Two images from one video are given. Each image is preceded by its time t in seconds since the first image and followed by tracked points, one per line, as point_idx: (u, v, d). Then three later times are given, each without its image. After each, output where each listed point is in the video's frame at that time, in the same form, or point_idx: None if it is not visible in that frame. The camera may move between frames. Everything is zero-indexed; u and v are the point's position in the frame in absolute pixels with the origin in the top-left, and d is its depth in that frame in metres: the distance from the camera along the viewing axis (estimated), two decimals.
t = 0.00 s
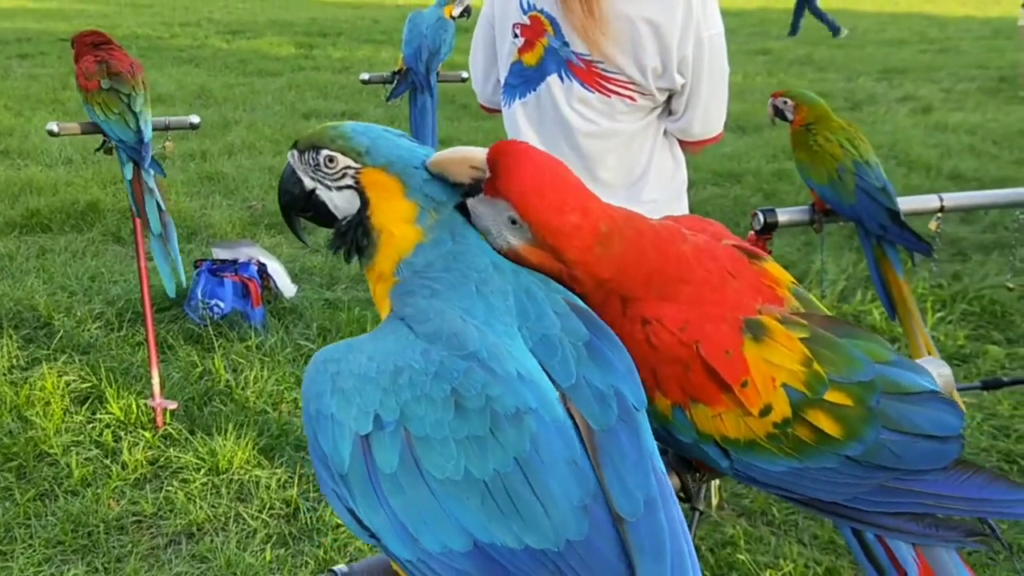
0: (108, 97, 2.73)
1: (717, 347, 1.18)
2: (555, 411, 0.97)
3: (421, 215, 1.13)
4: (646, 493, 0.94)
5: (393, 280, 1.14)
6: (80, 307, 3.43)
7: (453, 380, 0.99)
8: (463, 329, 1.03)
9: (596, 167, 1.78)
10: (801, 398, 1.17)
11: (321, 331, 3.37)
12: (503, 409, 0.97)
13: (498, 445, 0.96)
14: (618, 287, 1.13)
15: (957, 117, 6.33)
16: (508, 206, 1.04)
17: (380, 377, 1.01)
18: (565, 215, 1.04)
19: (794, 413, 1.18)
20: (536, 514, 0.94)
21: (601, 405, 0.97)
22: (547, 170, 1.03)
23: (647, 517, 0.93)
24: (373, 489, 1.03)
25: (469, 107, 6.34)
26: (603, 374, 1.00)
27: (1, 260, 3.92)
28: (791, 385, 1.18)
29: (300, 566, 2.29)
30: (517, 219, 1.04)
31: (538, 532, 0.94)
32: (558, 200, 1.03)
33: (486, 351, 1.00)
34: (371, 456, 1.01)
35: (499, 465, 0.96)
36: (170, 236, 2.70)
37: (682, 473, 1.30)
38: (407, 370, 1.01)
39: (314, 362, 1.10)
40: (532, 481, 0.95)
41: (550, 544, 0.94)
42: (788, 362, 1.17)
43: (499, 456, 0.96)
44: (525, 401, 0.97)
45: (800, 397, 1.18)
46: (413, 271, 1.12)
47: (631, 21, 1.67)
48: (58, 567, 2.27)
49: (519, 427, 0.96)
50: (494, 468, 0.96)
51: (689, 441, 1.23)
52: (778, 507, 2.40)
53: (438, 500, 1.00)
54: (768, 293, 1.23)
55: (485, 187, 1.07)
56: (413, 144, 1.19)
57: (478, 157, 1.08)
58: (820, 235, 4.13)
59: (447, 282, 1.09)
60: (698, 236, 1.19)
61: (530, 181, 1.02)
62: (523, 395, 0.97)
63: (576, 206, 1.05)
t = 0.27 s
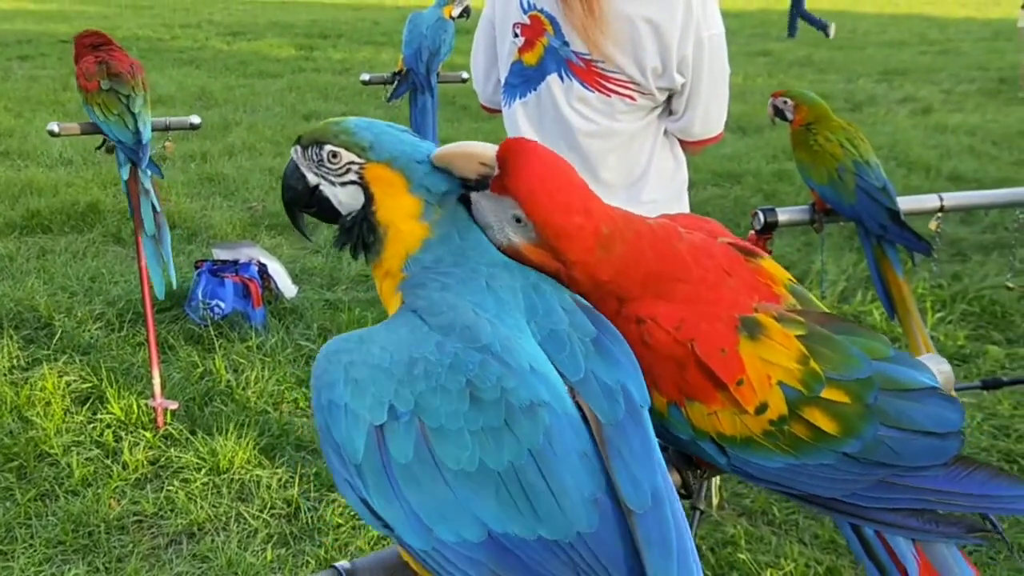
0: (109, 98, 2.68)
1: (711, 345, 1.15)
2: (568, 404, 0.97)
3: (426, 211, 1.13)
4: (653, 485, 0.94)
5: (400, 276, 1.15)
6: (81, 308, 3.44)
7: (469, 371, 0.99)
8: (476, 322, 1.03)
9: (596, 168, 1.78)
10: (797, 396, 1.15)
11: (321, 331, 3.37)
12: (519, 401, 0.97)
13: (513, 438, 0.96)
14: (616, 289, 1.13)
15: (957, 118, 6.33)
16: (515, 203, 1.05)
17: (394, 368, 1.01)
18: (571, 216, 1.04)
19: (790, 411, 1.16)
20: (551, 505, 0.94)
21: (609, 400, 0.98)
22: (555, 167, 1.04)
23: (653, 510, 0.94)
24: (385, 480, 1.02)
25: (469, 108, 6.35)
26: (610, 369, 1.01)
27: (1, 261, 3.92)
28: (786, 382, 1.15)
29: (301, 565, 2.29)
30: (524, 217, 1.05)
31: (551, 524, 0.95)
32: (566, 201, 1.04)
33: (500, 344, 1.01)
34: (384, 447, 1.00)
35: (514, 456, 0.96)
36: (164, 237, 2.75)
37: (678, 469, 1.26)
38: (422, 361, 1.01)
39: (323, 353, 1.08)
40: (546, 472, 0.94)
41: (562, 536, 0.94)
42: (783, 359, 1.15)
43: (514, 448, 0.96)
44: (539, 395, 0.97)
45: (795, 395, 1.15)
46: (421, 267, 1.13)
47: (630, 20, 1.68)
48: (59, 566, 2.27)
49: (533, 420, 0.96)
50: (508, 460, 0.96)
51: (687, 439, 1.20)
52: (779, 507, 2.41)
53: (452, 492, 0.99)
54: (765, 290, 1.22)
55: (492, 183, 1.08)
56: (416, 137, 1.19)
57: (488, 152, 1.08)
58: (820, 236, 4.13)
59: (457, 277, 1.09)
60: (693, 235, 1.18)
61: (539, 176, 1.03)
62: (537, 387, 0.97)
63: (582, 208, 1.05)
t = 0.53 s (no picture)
0: (112, 98, 2.70)
1: (726, 345, 1.15)
2: (590, 396, 0.95)
3: (445, 207, 1.12)
4: (667, 480, 0.92)
5: (417, 272, 1.14)
6: (85, 308, 3.44)
7: (495, 358, 0.98)
8: (501, 311, 1.01)
9: (605, 166, 1.79)
10: (811, 395, 1.14)
11: (326, 331, 3.37)
12: (543, 389, 0.94)
13: (535, 426, 0.94)
14: (631, 289, 1.11)
15: (959, 118, 6.33)
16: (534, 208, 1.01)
17: (420, 351, 1.00)
18: (588, 220, 1.01)
19: (803, 410, 1.14)
20: (571, 494, 0.91)
21: (628, 394, 0.96)
22: (573, 172, 1.00)
23: (668, 506, 0.91)
24: (408, 463, 1.00)
25: (471, 109, 6.35)
26: (629, 365, 0.99)
27: (5, 261, 3.93)
28: (800, 382, 1.14)
29: (307, 565, 2.30)
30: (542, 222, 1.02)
31: (571, 514, 0.92)
32: (583, 206, 1.01)
33: (525, 333, 0.99)
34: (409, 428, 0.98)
35: (535, 444, 0.93)
36: (164, 239, 2.69)
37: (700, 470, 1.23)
38: (448, 346, 1.00)
39: (347, 332, 1.07)
40: (567, 461, 0.92)
41: (580, 526, 0.92)
42: (796, 359, 1.14)
43: (536, 434, 0.93)
44: (562, 385, 0.95)
45: (809, 394, 1.14)
46: (438, 264, 1.12)
47: (636, 19, 1.68)
48: (66, 566, 2.28)
49: (556, 409, 0.93)
50: (530, 447, 0.94)
51: (702, 437, 1.19)
52: (785, 506, 2.41)
53: (476, 478, 0.96)
54: (778, 290, 1.20)
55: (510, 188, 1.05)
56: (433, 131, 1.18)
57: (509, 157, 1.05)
58: (823, 236, 4.14)
59: (479, 269, 1.08)
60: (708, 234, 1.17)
61: (556, 183, 0.99)
62: (560, 376, 0.95)
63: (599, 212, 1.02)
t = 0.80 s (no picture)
0: (116, 99, 2.69)
1: (746, 345, 1.15)
2: (592, 404, 0.96)
3: (459, 212, 1.10)
4: (666, 492, 0.93)
5: (430, 276, 1.12)
6: (89, 309, 3.44)
7: (498, 364, 0.98)
8: (505, 316, 1.01)
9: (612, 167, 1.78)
10: (831, 394, 1.15)
11: (330, 331, 3.37)
12: (545, 398, 0.95)
13: (536, 435, 0.95)
14: (650, 286, 1.13)
15: (962, 118, 6.33)
16: (547, 208, 1.03)
17: (423, 355, 1.00)
18: (603, 217, 1.04)
19: (825, 409, 1.15)
20: (570, 505, 0.93)
21: (631, 404, 0.96)
22: (586, 172, 1.03)
23: (666, 517, 0.92)
24: (411, 464, 1.01)
25: (474, 109, 6.35)
26: (633, 373, 0.99)
27: (10, 262, 3.93)
28: (821, 381, 1.15)
29: (313, 565, 2.29)
30: (557, 222, 1.03)
31: (571, 524, 0.94)
32: (597, 205, 1.03)
33: (529, 339, 0.99)
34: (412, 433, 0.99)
35: (536, 453, 0.95)
36: (171, 238, 2.71)
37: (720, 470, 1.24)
38: (452, 351, 0.99)
39: (352, 332, 1.07)
40: (567, 471, 0.93)
41: (580, 536, 0.93)
42: (817, 358, 1.14)
43: (538, 443, 0.95)
44: (565, 394, 0.95)
45: (830, 394, 1.15)
46: (449, 269, 1.10)
47: (642, 20, 1.68)
48: (72, 566, 2.28)
49: (558, 418, 0.94)
50: (531, 457, 0.95)
51: (721, 437, 1.20)
52: (790, 506, 2.40)
53: (480, 481, 0.98)
54: (796, 288, 1.20)
55: (525, 189, 1.04)
56: (446, 134, 1.15)
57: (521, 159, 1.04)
58: (828, 236, 4.14)
59: (488, 274, 1.07)
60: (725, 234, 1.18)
61: (571, 182, 1.01)
62: (563, 385, 0.96)
63: (614, 209, 1.05)
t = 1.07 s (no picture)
0: (124, 99, 2.68)
1: (777, 340, 1.16)
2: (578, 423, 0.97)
3: (460, 226, 1.12)
4: (654, 512, 0.93)
5: (420, 287, 1.14)
6: (96, 309, 3.44)
7: (479, 394, 0.99)
8: (487, 340, 1.03)
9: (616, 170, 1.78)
10: (863, 386, 1.15)
11: (337, 331, 3.37)
12: (528, 425, 0.96)
13: (521, 461, 0.96)
14: (678, 288, 1.12)
15: (967, 117, 6.32)
16: (576, 214, 1.02)
17: (405, 389, 1.02)
18: (632, 220, 1.04)
19: (856, 401, 1.16)
20: (558, 529, 0.94)
21: (616, 419, 0.98)
22: (612, 174, 1.04)
23: (654, 538, 0.92)
24: (404, 501, 1.03)
25: (478, 109, 6.35)
26: (620, 390, 1.01)
27: (15, 263, 3.93)
28: (852, 373, 1.15)
29: (323, 566, 2.29)
30: (585, 227, 1.03)
31: (561, 549, 0.94)
32: (626, 205, 1.04)
33: (510, 362, 1.00)
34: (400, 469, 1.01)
35: (522, 481, 0.96)
36: (178, 240, 2.70)
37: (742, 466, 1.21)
38: (433, 384, 1.01)
39: (338, 368, 1.10)
40: (554, 495, 0.94)
41: (571, 561, 0.94)
42: (847, 351, 1.15)
43: (523, 471, 0.96)
44: (549, 419, 0.96)
45: (862, 385, 1.15)
46: (440, 281, 1.12)
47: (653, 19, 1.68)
48: (82, 568, 2.28)
49: (542, 444, 0.96)
50: (516, 485, 0.96)
51: (752, 435, 1.20)
52: (800, 506, 2.40)
53: (469, 513, 1.00)
54: (822, 283, 1.22)
55: (553, 198, 1.04)
56: (447, 148, 1.17)
57: (543, 169, 1.06)
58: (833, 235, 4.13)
59: (472, 290, 1.10)
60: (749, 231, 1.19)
61: (598, 187, 1.02)
62: (547, 409, 0.97)
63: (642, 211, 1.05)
